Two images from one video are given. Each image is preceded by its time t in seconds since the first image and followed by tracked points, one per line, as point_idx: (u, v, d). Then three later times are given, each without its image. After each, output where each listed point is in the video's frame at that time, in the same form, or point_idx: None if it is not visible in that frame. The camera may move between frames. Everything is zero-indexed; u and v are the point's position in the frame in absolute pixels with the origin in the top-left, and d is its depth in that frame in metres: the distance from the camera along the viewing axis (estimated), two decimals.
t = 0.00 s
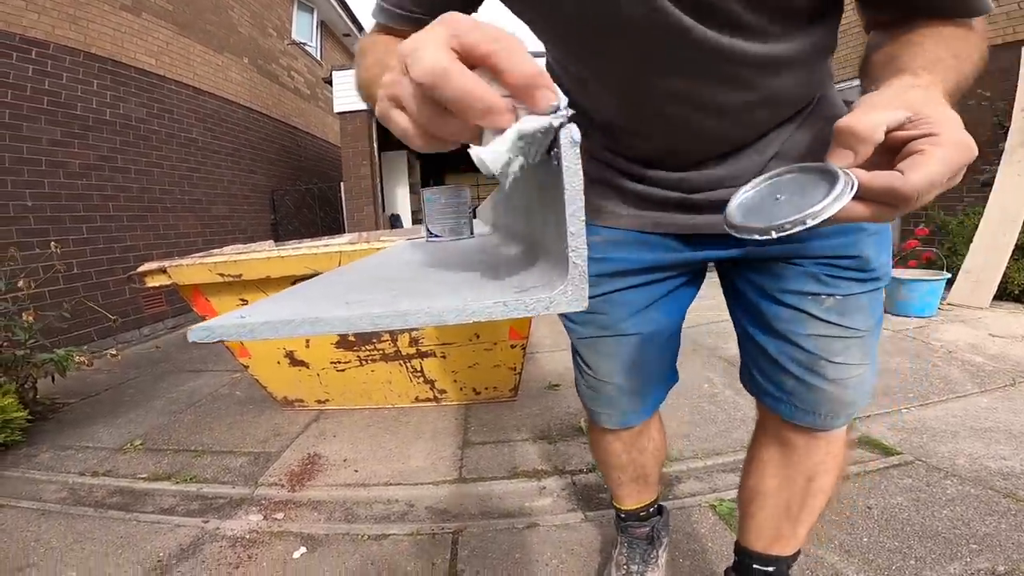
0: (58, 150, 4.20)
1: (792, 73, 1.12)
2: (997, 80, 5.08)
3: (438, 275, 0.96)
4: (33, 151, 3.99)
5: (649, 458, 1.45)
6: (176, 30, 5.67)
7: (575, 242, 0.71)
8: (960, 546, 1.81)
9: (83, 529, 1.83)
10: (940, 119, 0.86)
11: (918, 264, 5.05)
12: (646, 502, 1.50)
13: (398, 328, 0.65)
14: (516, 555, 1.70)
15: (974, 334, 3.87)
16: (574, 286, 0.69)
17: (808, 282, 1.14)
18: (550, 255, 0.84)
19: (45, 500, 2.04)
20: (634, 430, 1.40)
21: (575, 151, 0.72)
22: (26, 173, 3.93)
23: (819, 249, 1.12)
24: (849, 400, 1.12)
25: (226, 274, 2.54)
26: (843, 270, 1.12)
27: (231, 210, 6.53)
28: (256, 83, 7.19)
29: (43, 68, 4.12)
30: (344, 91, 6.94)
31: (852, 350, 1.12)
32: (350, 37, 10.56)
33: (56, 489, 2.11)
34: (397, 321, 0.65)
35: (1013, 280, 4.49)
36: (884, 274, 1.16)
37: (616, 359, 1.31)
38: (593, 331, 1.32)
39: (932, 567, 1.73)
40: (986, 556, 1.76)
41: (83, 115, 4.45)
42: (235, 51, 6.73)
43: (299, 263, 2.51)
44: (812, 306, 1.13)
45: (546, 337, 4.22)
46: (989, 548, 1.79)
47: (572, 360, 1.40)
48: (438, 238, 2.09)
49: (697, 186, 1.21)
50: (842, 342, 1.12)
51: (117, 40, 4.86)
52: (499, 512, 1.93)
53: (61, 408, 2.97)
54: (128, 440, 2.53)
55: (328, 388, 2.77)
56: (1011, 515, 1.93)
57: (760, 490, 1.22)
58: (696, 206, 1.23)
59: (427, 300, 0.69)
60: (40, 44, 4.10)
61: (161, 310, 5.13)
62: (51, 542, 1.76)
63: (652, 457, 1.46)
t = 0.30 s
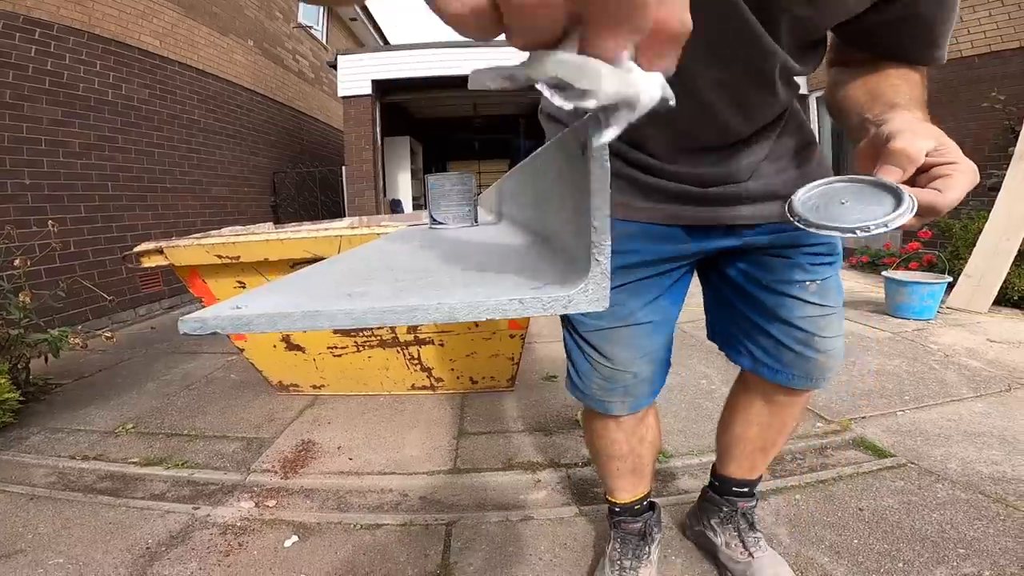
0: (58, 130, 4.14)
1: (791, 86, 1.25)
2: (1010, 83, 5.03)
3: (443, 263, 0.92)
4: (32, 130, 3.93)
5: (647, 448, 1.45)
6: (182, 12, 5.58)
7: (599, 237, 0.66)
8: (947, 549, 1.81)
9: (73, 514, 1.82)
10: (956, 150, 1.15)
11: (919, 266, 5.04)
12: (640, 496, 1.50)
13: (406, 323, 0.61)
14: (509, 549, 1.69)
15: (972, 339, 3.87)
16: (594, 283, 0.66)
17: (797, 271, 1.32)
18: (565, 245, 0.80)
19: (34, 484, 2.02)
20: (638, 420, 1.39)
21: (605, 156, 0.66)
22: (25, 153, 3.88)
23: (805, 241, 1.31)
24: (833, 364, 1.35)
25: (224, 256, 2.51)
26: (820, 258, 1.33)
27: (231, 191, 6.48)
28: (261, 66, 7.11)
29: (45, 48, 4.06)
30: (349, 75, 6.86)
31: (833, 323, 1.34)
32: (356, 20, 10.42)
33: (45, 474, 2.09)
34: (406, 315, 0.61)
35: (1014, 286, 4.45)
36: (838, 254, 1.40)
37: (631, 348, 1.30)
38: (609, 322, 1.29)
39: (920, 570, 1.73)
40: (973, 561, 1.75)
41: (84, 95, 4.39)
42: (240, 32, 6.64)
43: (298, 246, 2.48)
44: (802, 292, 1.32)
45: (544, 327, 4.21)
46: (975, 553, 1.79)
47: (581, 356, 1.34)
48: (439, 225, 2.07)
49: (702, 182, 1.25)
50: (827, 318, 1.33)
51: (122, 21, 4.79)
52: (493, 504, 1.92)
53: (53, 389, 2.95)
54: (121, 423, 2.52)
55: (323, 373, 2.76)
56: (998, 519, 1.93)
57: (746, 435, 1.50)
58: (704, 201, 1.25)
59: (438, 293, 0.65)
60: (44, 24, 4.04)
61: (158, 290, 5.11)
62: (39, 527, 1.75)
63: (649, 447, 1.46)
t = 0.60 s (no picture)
0: (55, 133, 4.14)
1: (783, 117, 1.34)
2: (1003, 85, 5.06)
3: (444, 267, 0.94)
4: (29, 134, 3.93)
5: (643, 440, 1.47)
6: (178, 16, 5.58)
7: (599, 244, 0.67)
8: (945, 549, 1.82)
9: (74, 518, 1.81)
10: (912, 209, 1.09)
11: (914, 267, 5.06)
12: (638, 492, 1.53)
13: (411, 328, 0.61)
14: (510, 550, 1.69)
15: (967, 339, 3.89)
16: (595, 289, 0.67)
17: (762, 270, 1.49)
18: (562, 250, 0.81)
19: (34, 488, 2.02)
20: (638, 411, 1.45)
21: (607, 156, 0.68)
22: (23, 157, 3.88)
23: (768, 243, 1.49)
24: (790, 346, 1.56)
25: (223, 260, 2.51)
26: (780, 256, 1.51)
27: (229, 195, 6.48)
28: (258, 69, 7.11)
29: (42, 52, 4.05)
30: (347, 79, 6.87)
31: (790, 312, 1.53)
32: (353, 25, 10.44)
33: (45, 478, 2.09)
34: (411, 320, 0.62)
35: (1009, 286, 4.47)
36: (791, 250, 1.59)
37: (634, 341, 1.37)
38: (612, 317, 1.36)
39: (918, 569, 1.74)
40: (971, 560, 1.76)
41: (82, 98, 4.39)
42: (237, 36, 6.64)
43: (297, 249, 2.48)
44: (766, 287, 1.50)
45: (542, 331, 4.21)
46: (973, 552, 1.80)
47: (587, 350, 1.41)
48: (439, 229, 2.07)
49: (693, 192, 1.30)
50: (786, 308, 1.52)
51: (118, 25, 4.79)
52: (493, 506, 1.93)
53: (52, 393, 2.94)
54: (120, 427, 2.51)
55: (322, 376, 2.76)
56: (996, 518, 1.94)
57: (727, 426, 1.65)
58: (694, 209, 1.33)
59: (443, 298, 0.66)
60: (41, 28, 4.04)
61: (156, 294, 5.10)
62: (40, 531, 1.74)
63: (647, 437, 1.48)
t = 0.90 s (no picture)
0: (62, 132, 4.15)
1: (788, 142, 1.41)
2: (1008, 89, 5.06)
3: (458, 272, 0.93)
4: (36, 132, 3.94)
5: (649, 440, 1.49)
6: (185, 15, 5.59)
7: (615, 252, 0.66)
8: (946, 552, 1.82)
9: (79, 516, 1.82)
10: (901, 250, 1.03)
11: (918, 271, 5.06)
12: (642, 493, 1.53)
13: (432, 333, 0.61)
14: (513, 551, 1.69)
15: (970, 344, 3.88)
16: (611, 296, 0.66)
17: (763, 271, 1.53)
18: (577, 254, 0.81)
19: (38, 486, 2.02)
20: (643, 411, 1.46)
21: (620, 161, 0.68)
22: (30, 155, 3.89)
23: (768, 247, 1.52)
24: (787, 345, 1.60)
25: (229, 260, 2.52)
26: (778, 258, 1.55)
27: (233, 194, 6.48)
28: (263, 69, 7.13)
29: (51, 50, 4.07)
30: (351, 79, 6.88)
31: (788, 312, 1.58)
32: (358, 25, 10.46)
33: (49, 476, 2.09)
34: (431, 326, 0.61)
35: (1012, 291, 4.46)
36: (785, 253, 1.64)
37: (645, 342, 1.37)
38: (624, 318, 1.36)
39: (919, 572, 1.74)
40: (971, 563, 1.76)
41: (89, 97, 4.41)
42: (243, 36, 6.65)
43: (303, 250, 2.48)
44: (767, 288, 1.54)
45: (546, 333, 4.21)
46: (974, 555, 1.79)
47: (596, 349, 1.41)
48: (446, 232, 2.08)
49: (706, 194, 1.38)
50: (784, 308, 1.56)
51: (126, 24, 4.80)
52: (496, 507, 1.93)
53: (56, 391, 2.95)
54: (124, 426, 2.51)
55: (326, 376, 2.76)
56: (997, 522, 1.94)
57: (728, 426, 1.66)
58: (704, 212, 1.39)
59: (463, 304, 0.65)
60: (49, 27, 4.05)
61: (159, 293, 5.10)
62: (43, 529, 1.75)
63: (650, 438, 1.50)
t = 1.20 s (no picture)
0: (68, 127, 4.15)
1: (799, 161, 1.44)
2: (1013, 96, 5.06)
3: (466, 277, 0.93)
4: (42, 127, 3.94)
5: (652, 443, 1.50)
6: (193, 11, 5.59)
7: (630, 263, 0.66)
8: (942, 557, 1.82)
9: (77, 513, 1.81)
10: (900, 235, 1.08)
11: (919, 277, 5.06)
12: (643, 496, 1.54)
13: (447, 341, 0.60)
14: (511, 552, 1.69)
15: (971, 351, 3.87)
16: (624, 306, 0.66)
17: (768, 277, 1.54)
18: (588, 262, 0.81)
19: (36, 482, 2.02)
20: (647, 413, 1.47)
21: (638, 170, 0.67)
22: (35, 150, 3.89)
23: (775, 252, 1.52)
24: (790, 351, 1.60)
25: (232, 257, 2.51)
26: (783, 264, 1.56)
27: (236, 191, 6.48)
28: (269, 66, 7.13)
29: (58, 46, 4.07)
30: (356, 77, 6.88)
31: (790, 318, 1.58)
32: (363, 23, 10.46)
33: (48, 472, 2.08)
34: (445, 333, 0.60)
35: (1014, 299, 4.45)
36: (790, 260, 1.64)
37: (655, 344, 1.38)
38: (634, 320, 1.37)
39: None
40: (967, 569, 1.76)
41: (95, 93, 4.41)
42: (250, 33, 6.65)
43: (306, 248, 2.48)
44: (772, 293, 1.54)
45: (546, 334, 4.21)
46: (970, 560, 1.79)
47: (605, 351, 1.39)
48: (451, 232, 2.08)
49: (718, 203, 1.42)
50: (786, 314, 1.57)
51: (134, 19, 4.80)
52: (496, 508, 1.93)
53: (56, 385, 2.95)
54: (124, 422, 2.51)
55: (327, 374, 2.76)
56: (994, 528, 1.94)
57: (729, 429, 1.66)
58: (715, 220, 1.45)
59: (475, 312, 0.65)
60: (58, 22, 4.04)
61: (161, 288, 5.10)
62: (41, 526, 1.74)
63: (654, 442, 1.51)
